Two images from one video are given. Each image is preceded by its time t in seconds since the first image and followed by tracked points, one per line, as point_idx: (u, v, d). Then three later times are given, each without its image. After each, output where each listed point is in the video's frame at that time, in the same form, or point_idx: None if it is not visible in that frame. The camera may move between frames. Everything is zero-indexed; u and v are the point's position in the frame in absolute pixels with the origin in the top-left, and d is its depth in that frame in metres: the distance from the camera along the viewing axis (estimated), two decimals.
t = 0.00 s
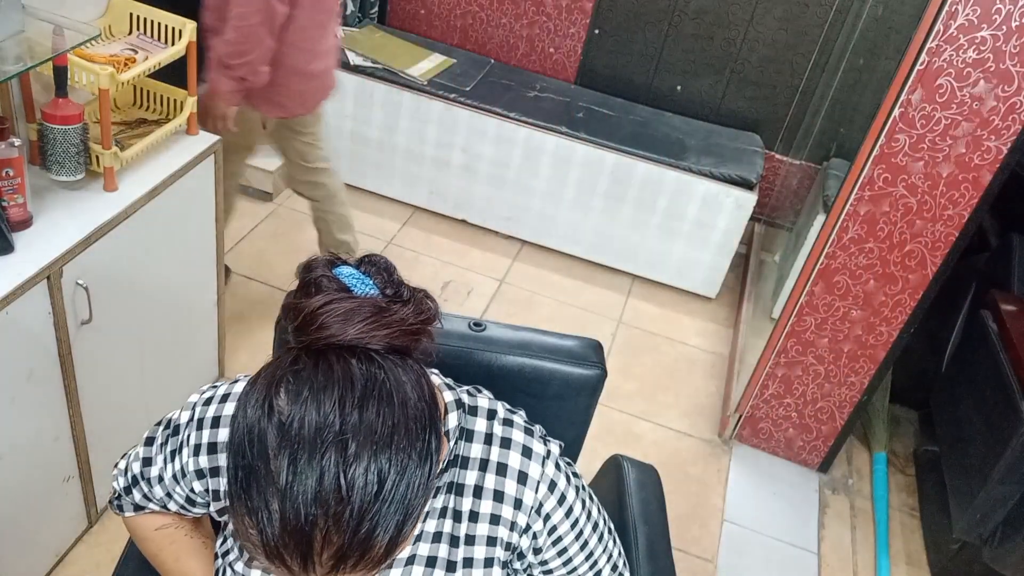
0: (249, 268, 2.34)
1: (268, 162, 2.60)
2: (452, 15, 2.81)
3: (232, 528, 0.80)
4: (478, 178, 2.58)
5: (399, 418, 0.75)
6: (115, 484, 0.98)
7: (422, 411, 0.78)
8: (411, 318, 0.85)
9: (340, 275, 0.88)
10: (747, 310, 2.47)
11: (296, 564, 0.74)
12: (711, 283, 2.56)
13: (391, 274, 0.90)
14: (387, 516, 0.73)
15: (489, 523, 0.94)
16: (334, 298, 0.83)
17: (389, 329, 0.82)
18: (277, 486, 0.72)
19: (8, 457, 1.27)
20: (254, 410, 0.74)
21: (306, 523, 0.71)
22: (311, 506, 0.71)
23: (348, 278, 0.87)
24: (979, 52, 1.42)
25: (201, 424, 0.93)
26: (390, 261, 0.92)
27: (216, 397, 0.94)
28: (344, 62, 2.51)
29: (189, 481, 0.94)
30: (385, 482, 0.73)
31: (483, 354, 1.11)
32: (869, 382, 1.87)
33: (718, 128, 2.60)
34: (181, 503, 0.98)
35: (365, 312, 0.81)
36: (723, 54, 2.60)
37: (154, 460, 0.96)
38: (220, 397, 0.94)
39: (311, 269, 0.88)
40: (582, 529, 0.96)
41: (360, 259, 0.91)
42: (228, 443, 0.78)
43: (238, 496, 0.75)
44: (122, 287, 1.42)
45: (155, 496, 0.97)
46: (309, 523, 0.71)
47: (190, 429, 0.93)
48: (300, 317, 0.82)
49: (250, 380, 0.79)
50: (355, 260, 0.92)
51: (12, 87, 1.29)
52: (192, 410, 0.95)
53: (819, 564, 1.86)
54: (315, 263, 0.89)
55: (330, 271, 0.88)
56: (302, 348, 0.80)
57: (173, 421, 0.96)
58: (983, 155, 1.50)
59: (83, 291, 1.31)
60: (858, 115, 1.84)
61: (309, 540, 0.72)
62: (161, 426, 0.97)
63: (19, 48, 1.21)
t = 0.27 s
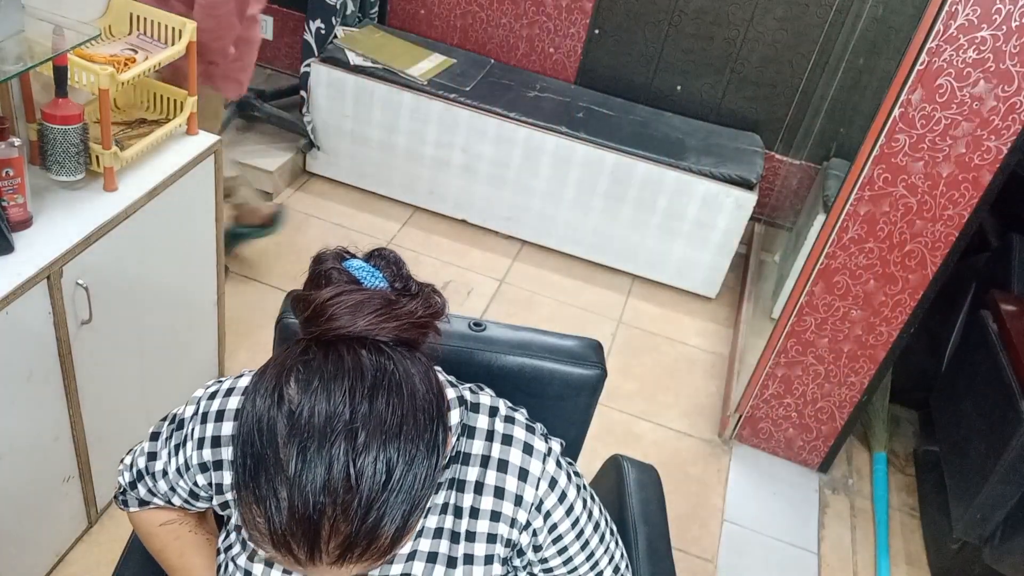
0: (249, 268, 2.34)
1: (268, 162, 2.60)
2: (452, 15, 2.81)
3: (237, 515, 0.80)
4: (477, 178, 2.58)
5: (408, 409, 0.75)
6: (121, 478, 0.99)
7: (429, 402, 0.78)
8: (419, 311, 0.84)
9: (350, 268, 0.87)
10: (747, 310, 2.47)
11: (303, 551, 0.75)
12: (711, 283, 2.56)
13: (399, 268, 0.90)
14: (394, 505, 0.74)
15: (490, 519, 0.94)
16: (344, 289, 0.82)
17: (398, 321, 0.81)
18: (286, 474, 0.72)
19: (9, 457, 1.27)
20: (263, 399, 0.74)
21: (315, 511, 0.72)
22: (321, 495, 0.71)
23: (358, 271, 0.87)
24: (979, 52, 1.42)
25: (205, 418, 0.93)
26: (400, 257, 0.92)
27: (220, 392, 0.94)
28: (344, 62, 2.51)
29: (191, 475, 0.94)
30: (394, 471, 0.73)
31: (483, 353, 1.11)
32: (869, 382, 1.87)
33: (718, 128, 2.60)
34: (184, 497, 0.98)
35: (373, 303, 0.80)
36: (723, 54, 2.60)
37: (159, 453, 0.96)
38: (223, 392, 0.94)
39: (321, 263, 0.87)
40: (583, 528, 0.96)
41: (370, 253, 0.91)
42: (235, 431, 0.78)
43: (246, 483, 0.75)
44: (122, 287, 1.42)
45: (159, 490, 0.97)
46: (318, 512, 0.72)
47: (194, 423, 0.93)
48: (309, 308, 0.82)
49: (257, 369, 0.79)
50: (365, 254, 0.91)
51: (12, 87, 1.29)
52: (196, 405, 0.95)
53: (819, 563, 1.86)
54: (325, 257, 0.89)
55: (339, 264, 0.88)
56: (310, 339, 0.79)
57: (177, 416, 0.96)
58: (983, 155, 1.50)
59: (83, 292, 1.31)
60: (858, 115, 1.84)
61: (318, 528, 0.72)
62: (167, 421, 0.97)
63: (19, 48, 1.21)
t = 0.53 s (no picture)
0: (249, 268, 2.34)
1: (268, 163, 2.60)
2: (452, 15, 2.81)
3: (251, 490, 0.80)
4: (477, 178, 2.58)
5: (420, 381, 0.75)
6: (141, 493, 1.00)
7: (441, 376, 0.78)
8: (427, 287, 0.85)
9: (358, 247, 0.88)
10: (747, 310, 2.47)
11: (317, 525, 0.75)
12: (711, 283, 2.56)
13: (408, 248, 0.91)
14: (407, 477, 0.74)
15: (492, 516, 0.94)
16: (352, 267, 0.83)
17: (406, 296, 0.81)
18: (300, 448, 0.72)
19: (8, 457, 1.27)
20: (276, 374, 0.74)
21: (329, 484, 0.72)
22: (335, 468, 0.71)
23: (366, 250, 0.88)
24: (979, 52, 1.42)
25: (211, 418, 0.94)
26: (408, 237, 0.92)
27: (225, 392, 0.96)
28: (343, 62, 2.51)
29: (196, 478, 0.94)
30: (407, 444, 0.73)
31: (482, 353, 1.11)
32: (869, 382, 1.86)
33: (719, 128, 2.60)
34: (192, 506, 0.97)
35: (382, 279, 0.81)
36: (723, 54, 2.60)
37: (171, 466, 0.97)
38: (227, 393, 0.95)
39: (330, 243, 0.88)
40: (579, 531, 0.96)
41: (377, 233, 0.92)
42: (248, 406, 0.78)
43: (260, 458, 0.75)
44: (122, 287, 1.42)
45: (170, 501, 0.97)
46: (333, 485, 0.72)
47: (200, 425, 0.95)
48: (319, 286, 0.83)
49: (270, 347, 0.79)
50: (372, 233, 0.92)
51: (12, 87, 1.29)
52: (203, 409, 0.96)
53: (818, 563, 1.86)
54: (334, 237, 0.90)
55: (348, 244, 0.89)
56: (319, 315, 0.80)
57: (186, 424, 0.98)
58: (983, 155, 1.50)
59: (83, 291, 1.32)
60: (858, 115, 1.84)
61: (332, 501, 0.72)
62: (178, 432, 0.99)
63: (19, 48, 1.21)
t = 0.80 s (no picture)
0: (249, 268, 2.34)
1: (268, 163, 2.60)
2: (452, 15, 2.81)
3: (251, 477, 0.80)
4: (477, 178, 2.58)
5: (421, 365, 0.75)
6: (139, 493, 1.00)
7: (442, 363, 0.78)
8: (428, 273, 0.86)
9: (361, 234, 0.89)
10: (747, 310, 2.47)
11: (315, 511, 0.75)
12: (711, 283, 2.56)
13: (409, 236, 0.91)
14: (407, 462, 0.73)
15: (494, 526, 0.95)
16: (353, 253, 0.84)
17: (406, 281, 0.82)
18: (298, 432, 0.72)
19: (8, 457, 1.27)
20: (276, 358, 0.74)
21: (327, 469, 0.71)
22: (333, 453, 0.71)
23: (366, 236, 0.88)
24: (979, 52, 1.42)
25: (208, 421, 0.94)
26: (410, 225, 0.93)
27: (222, 395, 0.96)
28: (343, 62, 2.51)
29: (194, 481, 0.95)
30: (406, 429, 0.73)
31: (482, 353, 1.11)
32: (869, 382, 1.87)
33: (719, 128, 2.60)
34: (190, 509, 0.98)
35: (383, 265, 0.82)
36: (723, 54, 2.60)
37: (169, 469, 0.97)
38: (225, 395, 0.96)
39: (332, 230, 0.89)
40: (576, 541, 0.96)
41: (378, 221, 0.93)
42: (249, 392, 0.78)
43: (259, 443, 0.75)
44: (121, 287, 1.42)
45: (167, 503, 0.97)
46: (331, 470, 0.71)
47: (198, 427, 0.95)
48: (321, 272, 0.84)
49: (271, 333, 0.79)
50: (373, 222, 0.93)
51: (12, 87, 1.29)
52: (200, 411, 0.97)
53: (819, 563, 1.86)
54: (336, 224, 0.91)
55: (351, 231, 0.89)
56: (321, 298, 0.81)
57: (184, 426, 0.98)
58: (983, 155, 1.50)
59: (83, 291, 1.31)
60: (858, 115, 1.84)
61: (330, 487, 0.72)
62: (176, 434, 0.99)
63: (19, 48, 1.21)
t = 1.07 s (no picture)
0: (249, 268, 2.34)
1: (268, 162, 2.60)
2: (452, 15, 2.81)
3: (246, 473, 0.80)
4: (477, 177, 2.58)
5: (416, 366, 0.75)
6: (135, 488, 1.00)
7: (438, 363, 0.77)
8: (429, 273, 0.85)
9: (362, 230, 0.88)
10: (747, 310, 2.47)
11: (308, 509, 0.75)
12: (711, 283, 2.56)
13: (412, 233, 0.91)
14: (400, 464, 0.73)
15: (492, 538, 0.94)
16: (354, 251, 0.84)
17: (407, 281, 0.82)
18: (292, 429, 0.72)
19: (8, 457, 1.28)
20: (272, 356, 0.74)
21: (320, 467, 0.72)
22: (325, 451, 0.71)
23: (367, 233, 0.88)
24: (979, 52, 1.42)
25: (205, 421, 0.95)
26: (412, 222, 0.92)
27: (220, 395, 0.96)
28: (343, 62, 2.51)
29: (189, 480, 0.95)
30: (400, 430, 0.73)
31: (482, 354, 1.12)
32: (869, 382, 1.87)
33: (719, 128, 2.60)
34: (186, 507, 0.98)
35: (384, 265, 0.82)
36: (723, 54, 2.60)
37: (165, 466, 0.97)
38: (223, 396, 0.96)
39: (333, 226, 0.89)
40: (575, 558, 0.95)
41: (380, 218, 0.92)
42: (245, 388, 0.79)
43: (253, 439, 0.75)
44: (121, 287, 1.42)
45: (163, 501, 0.97)
46: (323, 468, 0.72)
47: (194, 427, 0.95)
48: (321, 270, 0.83)
49: (268, 329, 0.79)
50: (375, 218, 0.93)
51: (12, 87, 1.29)
52: (197, 410, 0.97)
53: (818, 563, 1.86)
54: (338, 220, 0.90)
55: (352, 227, 0.89)
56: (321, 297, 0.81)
57: (181, 426, 0.98)
58: (983, 155, 1.50)
59: (83, 292, 1.32)
60: (858, 114, 1.84)
61: (322, 485, 0.72)
62: (174, 432, 1.00)
63: (19, 48, 1.21)
